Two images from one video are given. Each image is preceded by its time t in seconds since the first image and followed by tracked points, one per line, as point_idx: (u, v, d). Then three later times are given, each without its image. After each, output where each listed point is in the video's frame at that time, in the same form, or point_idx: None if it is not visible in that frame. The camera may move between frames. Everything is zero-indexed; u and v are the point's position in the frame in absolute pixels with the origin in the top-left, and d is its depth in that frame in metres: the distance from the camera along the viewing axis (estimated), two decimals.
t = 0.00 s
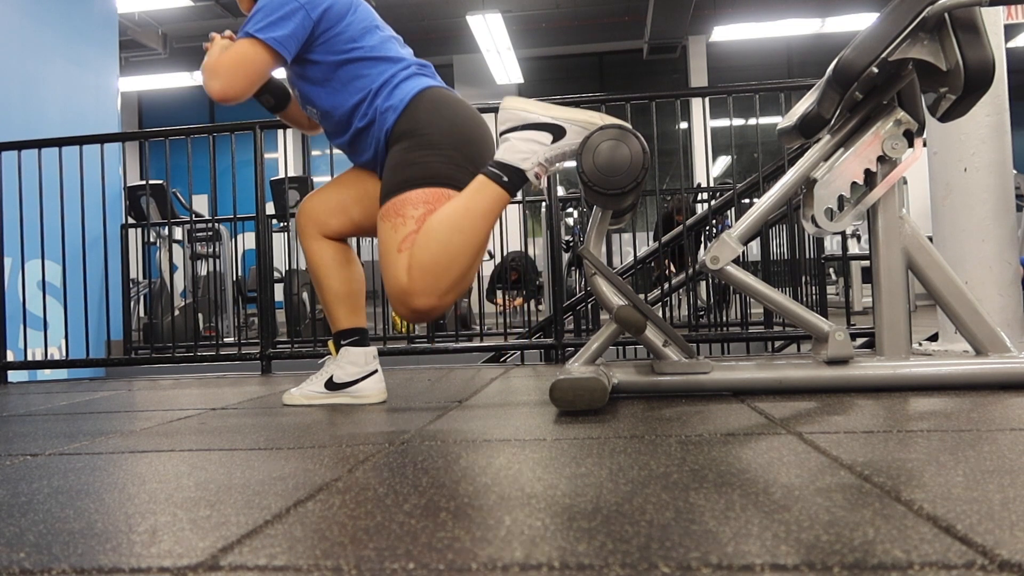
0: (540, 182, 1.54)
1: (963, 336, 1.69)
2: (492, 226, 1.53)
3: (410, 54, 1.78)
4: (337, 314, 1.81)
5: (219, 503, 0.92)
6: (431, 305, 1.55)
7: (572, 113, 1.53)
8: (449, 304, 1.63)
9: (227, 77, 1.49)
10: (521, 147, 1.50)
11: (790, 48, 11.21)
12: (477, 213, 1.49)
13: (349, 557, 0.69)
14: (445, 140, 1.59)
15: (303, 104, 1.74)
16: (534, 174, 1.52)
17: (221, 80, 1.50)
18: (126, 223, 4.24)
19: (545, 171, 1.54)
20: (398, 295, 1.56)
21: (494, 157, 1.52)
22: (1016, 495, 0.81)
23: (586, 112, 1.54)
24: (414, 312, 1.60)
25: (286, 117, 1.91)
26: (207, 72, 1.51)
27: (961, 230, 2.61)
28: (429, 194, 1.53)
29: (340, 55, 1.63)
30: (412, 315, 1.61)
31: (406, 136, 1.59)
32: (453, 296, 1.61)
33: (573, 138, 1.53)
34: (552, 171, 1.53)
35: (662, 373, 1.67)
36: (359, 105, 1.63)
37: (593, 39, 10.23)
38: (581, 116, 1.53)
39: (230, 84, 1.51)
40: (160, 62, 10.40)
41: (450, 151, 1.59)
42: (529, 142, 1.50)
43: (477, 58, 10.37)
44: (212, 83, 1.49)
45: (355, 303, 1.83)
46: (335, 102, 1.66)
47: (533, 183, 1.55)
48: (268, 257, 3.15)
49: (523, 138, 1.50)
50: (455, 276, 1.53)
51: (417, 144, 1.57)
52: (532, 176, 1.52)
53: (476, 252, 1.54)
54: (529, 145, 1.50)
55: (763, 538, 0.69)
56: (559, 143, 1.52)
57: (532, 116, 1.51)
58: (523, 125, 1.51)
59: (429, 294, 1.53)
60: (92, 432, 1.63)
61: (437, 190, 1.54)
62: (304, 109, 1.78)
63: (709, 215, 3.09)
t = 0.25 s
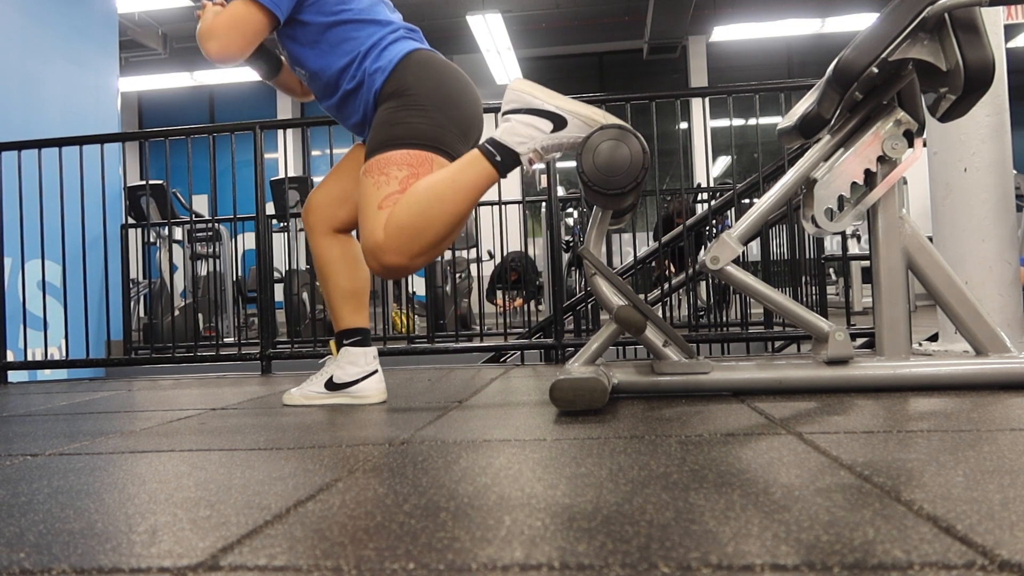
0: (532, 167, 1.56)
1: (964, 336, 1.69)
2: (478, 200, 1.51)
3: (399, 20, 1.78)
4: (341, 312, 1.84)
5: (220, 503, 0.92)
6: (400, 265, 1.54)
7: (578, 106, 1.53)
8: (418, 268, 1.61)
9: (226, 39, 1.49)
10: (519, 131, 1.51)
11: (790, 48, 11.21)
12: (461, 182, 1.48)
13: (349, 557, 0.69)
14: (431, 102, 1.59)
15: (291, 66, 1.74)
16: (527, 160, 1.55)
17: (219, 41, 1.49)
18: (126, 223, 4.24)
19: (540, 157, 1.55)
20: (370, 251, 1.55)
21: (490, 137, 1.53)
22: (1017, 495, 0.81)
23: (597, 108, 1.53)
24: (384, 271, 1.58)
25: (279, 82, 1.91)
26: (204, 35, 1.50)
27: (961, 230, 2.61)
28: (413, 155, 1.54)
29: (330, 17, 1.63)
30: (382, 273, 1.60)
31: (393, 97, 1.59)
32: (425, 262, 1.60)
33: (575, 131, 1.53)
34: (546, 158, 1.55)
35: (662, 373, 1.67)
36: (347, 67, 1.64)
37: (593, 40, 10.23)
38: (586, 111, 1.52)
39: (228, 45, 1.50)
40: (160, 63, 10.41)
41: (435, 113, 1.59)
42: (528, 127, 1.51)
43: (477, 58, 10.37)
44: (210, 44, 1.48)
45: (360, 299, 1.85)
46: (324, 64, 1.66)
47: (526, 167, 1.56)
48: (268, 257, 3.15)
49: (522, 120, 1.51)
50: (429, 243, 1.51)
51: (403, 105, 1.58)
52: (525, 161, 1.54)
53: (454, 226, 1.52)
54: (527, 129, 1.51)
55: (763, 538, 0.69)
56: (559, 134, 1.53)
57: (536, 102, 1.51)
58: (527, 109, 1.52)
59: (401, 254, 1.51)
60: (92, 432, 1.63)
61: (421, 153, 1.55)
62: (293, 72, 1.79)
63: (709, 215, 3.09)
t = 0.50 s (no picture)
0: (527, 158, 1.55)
1: (964, 336, 1.69)
2: (471, 179, 1.51)
3: None
4: (348, 310, 1.84)
5: (220, 503, 0.92)
6: (386, 234, 1.54)
7: (579, 103, 1.53)
8: (404, 240, 1.61)
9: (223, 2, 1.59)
10: (520, 121, 1.50)
11: (790, 48, 11.21)
12: (451, 156, 1.49)
13: (349, 557, 0.69)
14: (420, 73, 1.60)
15: (282, 31, 1.74)
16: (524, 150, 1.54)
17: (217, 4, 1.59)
18: (126, 223, 4.24)
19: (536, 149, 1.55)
20: (357, 219, 1.55)
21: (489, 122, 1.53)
22: (1017, 495, 0.81)
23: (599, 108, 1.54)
24: (370, 241, 1.59)
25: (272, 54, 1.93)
26: None
27: (961, 230, 2.61)
28: (403, 126, 1.55)
29: None
30: (368, 243, 1.60)
31: (381, 65, 1.59)
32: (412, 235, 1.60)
33: (575, 127, 1.53)
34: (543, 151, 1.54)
35: (662, 373, 1.67)
36: (339, 34, 1.64)
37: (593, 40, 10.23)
38: (587, 109, 1.53)
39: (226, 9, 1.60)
40: (160, 63, 10.40)
41: (423, 85, 1.60)
42: (529, 117, 1.50)
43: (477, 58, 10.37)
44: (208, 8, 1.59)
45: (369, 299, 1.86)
46: (315, 29, 1.65)
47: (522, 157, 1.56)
48: (268, 257, 3.15)
49: (524, 111, 1.51)
50: (416, 218, 1.52)
51: (392, 75, 1.58)
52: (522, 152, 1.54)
53: (443, 204, 1.53)
54: (528, 120, 1.50)
55: (763, 538, 0.69)
56: (558, 128, 1.52)
57: (540, 94, 1.51)
58: (529, 100, 1.51)
59: (387, 223, 1.52)
60: (92, 432, 1.62)
61: (410, 124, 1.56)
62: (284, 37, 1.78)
63: (709, 215, 3.09)
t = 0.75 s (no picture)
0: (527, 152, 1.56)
1: (964, 336, 1.69)
2: (470, 167, 1.51)
3: None
4: (356, 311, 1.85)
5: (219, 503, 0.92)
6: (382, 217, 1.54)
7: (584, 102, 1.52)
8: (401, 224, 1.61)
9: None
10: (522, 115, 1.51)
11: (790, 48, 11.21)
12: (449, 142, 1.49)
13: (349, 557, 0.69)
14: (414, 56, 1.60)
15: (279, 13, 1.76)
16: (525, 144, 1.54)
17: None
18: (126, 223, 4.24)
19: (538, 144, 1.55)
20: (354, 200, 1.55)
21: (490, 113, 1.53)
22: (1017, 495, 0.81)
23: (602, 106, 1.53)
24: (366, 223, 1.59)
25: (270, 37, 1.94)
26: None
27: (962, 230, 2.61)
28: (399, 109, 1.55)
29: None
30: (364, 225, 1.60)
31: (374, 47, 1.60)
32: (408, 219, 1.60)
33: (578, 124, 1.52)
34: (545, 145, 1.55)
35: (662, 373, 1.67)
36: (334, 15, 1.66)
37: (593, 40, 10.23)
38: (592, 107, 1.52)
39: None
40: (160, 63, 10.40)
41: (417, 67, 1.60)
42: (532, 112, 1.51)
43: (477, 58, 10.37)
44: None
45: (378, 300, 1.87)
46: (311, 10, 1.68)
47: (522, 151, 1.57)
48: (268, 257, 3.15)
49: (527, 106, 1.51)
50: (411, 202, 1.51)
51: (385, 56, 1.58)
52: (524, 146, 1.54)
53: (440, 191, 1.52)
54: (531, 115, 1.52)
55: (763, 538, 0.69)
56: (561, 125, 1.52)
57: (545, 90, 1.51)
58: (533, 95, 1.52)
59: (383, 206, 1.52)
60: (92, 432, 1.63)
61: (407, 107, 1.56)
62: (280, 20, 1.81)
63: (709, 215, 3.09)
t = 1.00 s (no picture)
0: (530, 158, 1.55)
1: (964, 336, 1.69)
2: (472, 178, 1.50)
3: None
4: (349, 311, 1.84)
5: (219, 503, 0.92)
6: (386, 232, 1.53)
7: (582, 104, 1.53)
8: (405, 240, 1.59)
9: None
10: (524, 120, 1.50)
11: (790, 48, 11.21)
12: (451, 154, 1.48)
13: (349, 557, 0.69)
14: (418, 70, 1.59)
15: (279, 25, 1.74)
16: (526, 150, 1.53)
17: None
18: (126, 223, 4.24)
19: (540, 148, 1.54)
20: (358, 217, 1.54)
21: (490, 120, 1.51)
22: (1017, 495, 0.81)
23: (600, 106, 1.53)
24: (370, 239, 1.58)
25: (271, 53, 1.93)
26: None
27: (962, 230, 2.61)
28: (402, 124, 1.54)
29: None
30: (368, 241, 1.59)
31: (379, 62, 1.59)
32: (412, 234, 1.59)
33: (578, 127, 1.53)
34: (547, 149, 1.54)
35: (662, 373, 1.67)
36: (337, 29, 1.64)
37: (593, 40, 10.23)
38: (591, 109, 1.53)
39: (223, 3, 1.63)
40: (160, 63, 10.40)
41: (421, 82, 1.59)
42: (532, 117, 1.50)
43: (477, 58, 10.37)
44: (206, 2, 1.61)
45: (370, 299, 1.86)
46: (313, 24, 1.66)
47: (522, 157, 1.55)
48: (268, 257, 3.15)
49: (527, 112, 1.50)
50: (417, 215, 1.50)
51: (390, 71, 1.58)
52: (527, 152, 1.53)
53: (444, 203, 1.51)
54: (531, 120, 1.50)
55: (763, 538, 0.69)
56: (562, 128, 1.52)
57: (543, 93, 1.51)
58: (532, 100, 1.52)
59: (387, 221, 1.51)
60: (92, 432, 1.63)
61: (410, 122, 1.55)
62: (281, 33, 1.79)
63: (709, 215, 3.09)
